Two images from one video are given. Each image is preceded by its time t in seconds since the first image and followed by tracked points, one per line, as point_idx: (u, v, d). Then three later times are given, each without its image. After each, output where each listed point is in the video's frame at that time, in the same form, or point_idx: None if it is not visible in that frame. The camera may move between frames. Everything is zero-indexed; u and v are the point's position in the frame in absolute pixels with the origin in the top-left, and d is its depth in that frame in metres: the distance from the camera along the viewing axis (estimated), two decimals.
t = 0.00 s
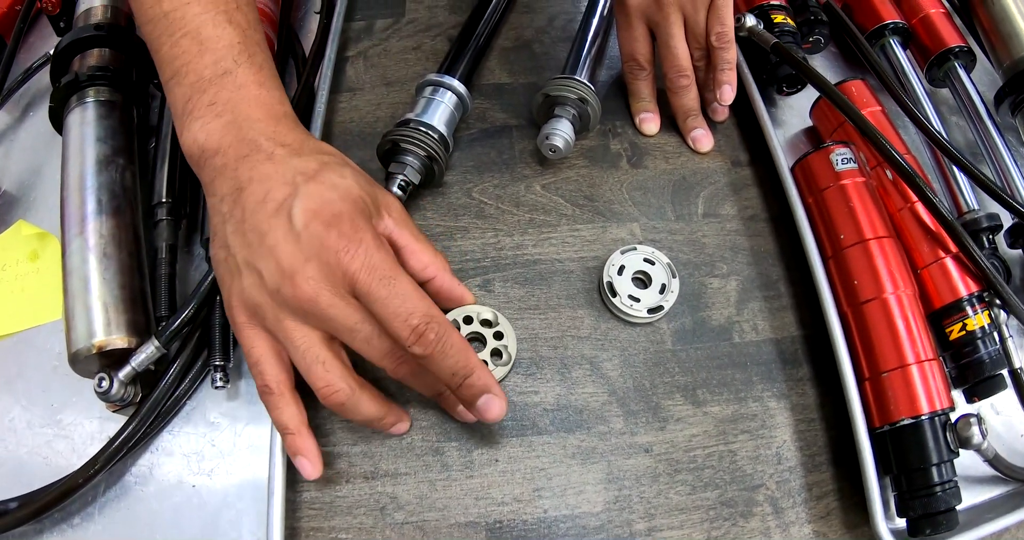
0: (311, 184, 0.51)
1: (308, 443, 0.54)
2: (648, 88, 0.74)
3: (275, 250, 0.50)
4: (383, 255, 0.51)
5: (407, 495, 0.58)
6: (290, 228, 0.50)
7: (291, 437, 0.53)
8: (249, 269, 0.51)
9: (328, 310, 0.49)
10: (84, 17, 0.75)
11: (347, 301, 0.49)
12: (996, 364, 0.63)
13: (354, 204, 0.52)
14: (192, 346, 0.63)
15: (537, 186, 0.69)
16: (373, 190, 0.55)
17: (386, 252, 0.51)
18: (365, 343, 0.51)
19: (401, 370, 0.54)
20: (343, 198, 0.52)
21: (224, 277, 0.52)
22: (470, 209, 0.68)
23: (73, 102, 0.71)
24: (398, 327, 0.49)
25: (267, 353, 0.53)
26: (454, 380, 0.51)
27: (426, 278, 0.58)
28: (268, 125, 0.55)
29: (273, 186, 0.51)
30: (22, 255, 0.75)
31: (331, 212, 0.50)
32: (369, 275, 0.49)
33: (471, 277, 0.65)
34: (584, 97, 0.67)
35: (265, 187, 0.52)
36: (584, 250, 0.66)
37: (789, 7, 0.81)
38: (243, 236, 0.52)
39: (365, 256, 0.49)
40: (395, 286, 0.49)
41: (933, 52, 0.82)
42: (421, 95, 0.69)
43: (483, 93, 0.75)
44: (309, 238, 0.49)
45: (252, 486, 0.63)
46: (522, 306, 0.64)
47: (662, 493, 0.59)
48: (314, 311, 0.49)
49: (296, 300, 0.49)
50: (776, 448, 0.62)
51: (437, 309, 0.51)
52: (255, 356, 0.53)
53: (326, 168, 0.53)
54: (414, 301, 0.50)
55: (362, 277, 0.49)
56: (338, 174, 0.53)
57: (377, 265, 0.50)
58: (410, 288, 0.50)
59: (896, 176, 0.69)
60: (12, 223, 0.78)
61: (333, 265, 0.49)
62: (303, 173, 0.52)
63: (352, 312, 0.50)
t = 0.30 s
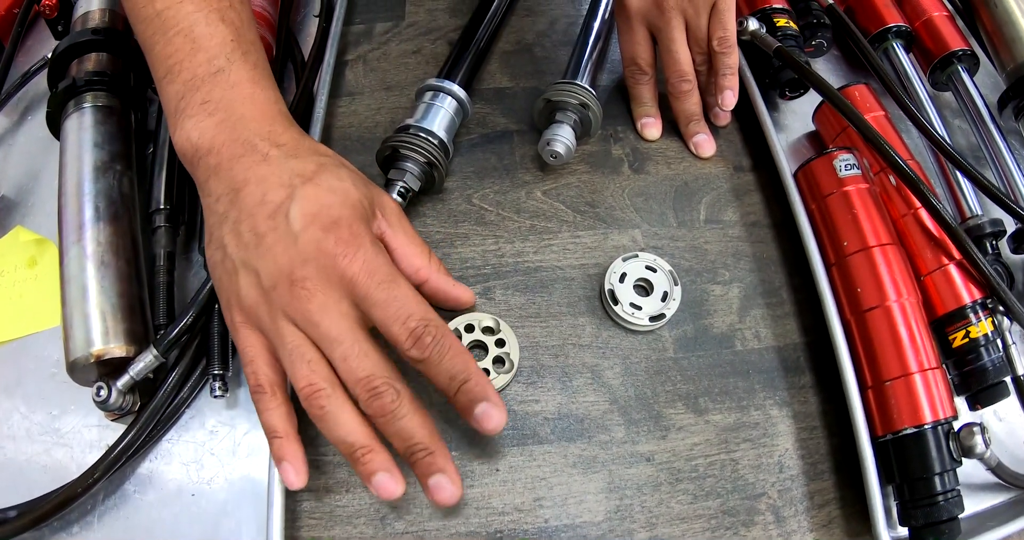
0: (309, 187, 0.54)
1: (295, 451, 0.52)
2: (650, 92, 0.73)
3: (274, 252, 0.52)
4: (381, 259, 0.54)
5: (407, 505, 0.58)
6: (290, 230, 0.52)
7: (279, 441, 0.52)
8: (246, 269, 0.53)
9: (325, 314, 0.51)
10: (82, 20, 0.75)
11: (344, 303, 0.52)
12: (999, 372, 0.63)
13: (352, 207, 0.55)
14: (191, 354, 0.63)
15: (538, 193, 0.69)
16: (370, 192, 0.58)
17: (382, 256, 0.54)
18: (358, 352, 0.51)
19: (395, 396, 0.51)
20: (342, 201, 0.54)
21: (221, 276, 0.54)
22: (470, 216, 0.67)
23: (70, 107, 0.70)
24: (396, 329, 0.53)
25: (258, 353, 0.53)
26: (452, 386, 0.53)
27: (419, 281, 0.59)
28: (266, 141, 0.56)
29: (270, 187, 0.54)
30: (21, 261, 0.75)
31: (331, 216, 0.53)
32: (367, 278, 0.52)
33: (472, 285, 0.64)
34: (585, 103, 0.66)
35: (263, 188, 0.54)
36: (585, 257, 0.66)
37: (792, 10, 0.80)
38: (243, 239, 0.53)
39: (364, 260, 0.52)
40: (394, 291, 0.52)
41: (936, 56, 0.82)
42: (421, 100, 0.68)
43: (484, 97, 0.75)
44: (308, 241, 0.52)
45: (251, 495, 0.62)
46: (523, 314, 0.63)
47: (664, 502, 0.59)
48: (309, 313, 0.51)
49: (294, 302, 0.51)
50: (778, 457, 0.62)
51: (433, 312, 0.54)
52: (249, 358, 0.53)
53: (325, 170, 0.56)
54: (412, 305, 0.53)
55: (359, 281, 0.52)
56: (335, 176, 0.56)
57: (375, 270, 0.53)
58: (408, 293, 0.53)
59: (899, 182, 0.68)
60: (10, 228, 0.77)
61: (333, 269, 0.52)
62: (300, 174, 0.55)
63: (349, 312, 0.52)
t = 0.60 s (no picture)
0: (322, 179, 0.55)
1: (286, 423, 0.51)
2: (647, 102, 0.73)
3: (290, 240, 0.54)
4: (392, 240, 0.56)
5: (405, 515, 0.58)
6: (308, 220, 0.54)
7: (272, 412, 0.51)
8: (260, 256, 0.54)
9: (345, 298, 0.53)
10: (80, 30, 0.75)
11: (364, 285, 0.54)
12: (996, 382, 0.63)
13: (362, 198, 0.56)
14: (190, 366, 0.63)
15: (536, 203, 0.69)
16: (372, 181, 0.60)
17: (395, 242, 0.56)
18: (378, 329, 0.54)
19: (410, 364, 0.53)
20: (351, 192, 0.56)
21: (229, 262, 0.54)
22: (468, 227, 0.67)
23: (68, 118, 0.70)
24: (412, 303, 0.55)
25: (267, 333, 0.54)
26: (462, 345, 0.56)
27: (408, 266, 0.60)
28: (272, 137, 0.56)
29: (281, 178, 0.55)
30: (21, 271, 0.75)
31: (344, 207, 0.55)
32: (385, 265, 0.54)
33: (469, 297, 0.65)
34: (583, 113, 0.66)
35: (274, 179, 0.54)
36: (582, 268, 0.66)
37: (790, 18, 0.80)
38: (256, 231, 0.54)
39: (383, 245, 0.55)
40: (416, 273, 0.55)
41: (935, 63, 0.81)
42: (418, 110, 0.68)
43: (481, 107, 0.75)
44: (326, 227, 0.54)
45: (250, 506, 0.62)
46: (521, 326, 0.64)
47: (660, 513, 0.59)
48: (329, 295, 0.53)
49: (316, 288, 0.53)
50: (775, 468, 0.62)
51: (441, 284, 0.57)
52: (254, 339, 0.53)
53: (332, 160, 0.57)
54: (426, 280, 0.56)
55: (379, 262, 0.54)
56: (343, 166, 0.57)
57: (391, 253, 0.55)
58: (418, 272, 0.56)
59: (897, 192, 0.68)
60: (10, 238, 0.78)
61: (353, 257, 0.54)
62: (309, 166, 0.56)
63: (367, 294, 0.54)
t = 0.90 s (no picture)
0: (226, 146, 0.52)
1: (169, 398, 0.54)
2: (648, 110, 0.73)
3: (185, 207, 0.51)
4: (288, 228, 0.51)
5: (405, 526, 0.58)
6: (196, 185, 0.51)
7: (156, 386, 0.53)
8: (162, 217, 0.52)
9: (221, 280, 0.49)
10: (79, 36, 0.74)
11: (233, 265, 0.50)
12: (996, 392, 0.63)
13: (265, 171, 0.52)
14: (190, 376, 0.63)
15: (535, 212, 0.69)
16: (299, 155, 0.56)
17: (288, 227, 0.51)
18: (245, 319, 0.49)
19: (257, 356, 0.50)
20: (255, 162, 0.52)
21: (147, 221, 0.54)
22: (467, 236, 0.68)
23: (67, 126, 0.70)
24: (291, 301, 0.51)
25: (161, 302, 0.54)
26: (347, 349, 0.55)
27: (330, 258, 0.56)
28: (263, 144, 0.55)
29: (194, 141, 0.53)
30: (20, 279, 0.75)
31: (241, 178, 0.51)
32: (261, 249, 0.50)
33: (469, 307, 0.65)
34: (583, 122, 0.66)
35: (189, 139, 0.53)
36: (582, 278, 0.66)
37: (791, 25, 0.80)
38: (165, 199, 0.52)
39: (261, 222, 0.50)
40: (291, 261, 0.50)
41: (936, 69, 0.81)
42: (417, 119, 0.68)
43: (481, 115, 0.75)
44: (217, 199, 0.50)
45: (251, 514, 0.62)
46: (520, 336, 0.64)
47: (660, 523, 0.59)
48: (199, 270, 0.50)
49: (187, 258, 0.50)
50: (774, 478, 0.62)
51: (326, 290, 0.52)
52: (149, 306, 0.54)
53: (261, 133, 0.55)
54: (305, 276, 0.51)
55: (266, 246, 0.50)
56: (271, 141, 0.54)
57: (278, 237, 0.50)
58: (307, 264, 0.51)
59: (898, 201, 0.68)
60: (9, 246, 0.77)
61: (227, 230, 0.50)
62: (224, 133, 0.53)
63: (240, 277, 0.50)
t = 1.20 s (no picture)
0: (311, 227, 0.47)
1: (264, 477, 0.50)
2: (651, 120, 0.73)
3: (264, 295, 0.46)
4: (381, 324, 0.47)
5: None
6: (283, 273, 0.46)
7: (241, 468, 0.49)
8: (232, 299, 0.47)
9: (309, 384, 0.45)
10: (78, 44, 0.73)
11: (323, 366, 0.45)
12: (998, 405, 0.63)
13: (354, 256, 0.47)
14: (192, 390, 0.63)
15: (538, 224, 0.69)
16: (382, 229, 0.52)
17: (382, 324, 0.47)
18: (334, 429, 0.45)
19: (339, 466, 0.46)
20: (346, 248, 0.47)
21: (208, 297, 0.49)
22: (470, 248, 0.68)
23: (67, 135, 0.70)
24: (382, 409, 0.47)
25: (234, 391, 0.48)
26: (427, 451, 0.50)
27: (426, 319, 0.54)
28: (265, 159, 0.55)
29: (269, 217, 0.47)
30: (21, 288, 0.75)
31: (332, 270, 0.46)
32: (359, 350, 0.46)
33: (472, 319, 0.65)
34: (585, 134, 0.66)
35: (260, 216, 0.47)
36: (585, 290, 0.66)
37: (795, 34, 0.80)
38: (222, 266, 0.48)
39: (355, 319, 0.46)
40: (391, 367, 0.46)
41: (940, 77, 0.81)
42: (420, 130, 0.68)
43: (483, 124, 0.74)
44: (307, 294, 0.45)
45: (252, 529, 0.62)
46: (523, 350, 0.64)
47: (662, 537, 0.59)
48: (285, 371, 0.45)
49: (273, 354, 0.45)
50: (776, 491, 0.62)
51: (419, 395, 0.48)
52: (216, 395, 0.48)
53: (347, 207, 0.50)
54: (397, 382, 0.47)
55: (364, 348, 0.46)
56: (354, 218, 0.49)
57: (372, 335, 0.46)
58: (403, 367, 0.47)
59: (902, 213, 0.68)
60: (9, 255, 0.77)
61: (322, 327, 0.45)
62: (305, 209, 0.48)
63: (328, 382, 0.45)
